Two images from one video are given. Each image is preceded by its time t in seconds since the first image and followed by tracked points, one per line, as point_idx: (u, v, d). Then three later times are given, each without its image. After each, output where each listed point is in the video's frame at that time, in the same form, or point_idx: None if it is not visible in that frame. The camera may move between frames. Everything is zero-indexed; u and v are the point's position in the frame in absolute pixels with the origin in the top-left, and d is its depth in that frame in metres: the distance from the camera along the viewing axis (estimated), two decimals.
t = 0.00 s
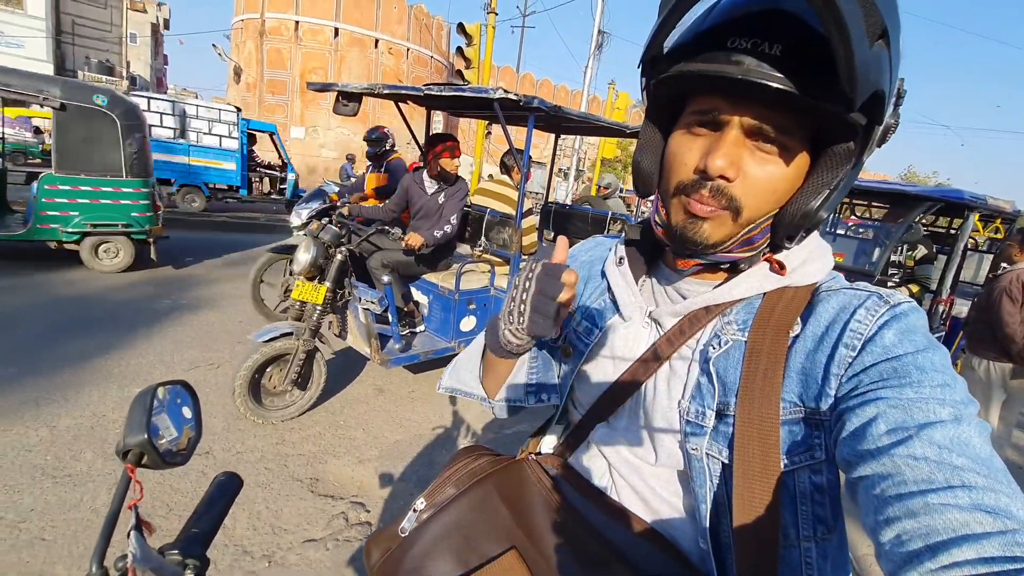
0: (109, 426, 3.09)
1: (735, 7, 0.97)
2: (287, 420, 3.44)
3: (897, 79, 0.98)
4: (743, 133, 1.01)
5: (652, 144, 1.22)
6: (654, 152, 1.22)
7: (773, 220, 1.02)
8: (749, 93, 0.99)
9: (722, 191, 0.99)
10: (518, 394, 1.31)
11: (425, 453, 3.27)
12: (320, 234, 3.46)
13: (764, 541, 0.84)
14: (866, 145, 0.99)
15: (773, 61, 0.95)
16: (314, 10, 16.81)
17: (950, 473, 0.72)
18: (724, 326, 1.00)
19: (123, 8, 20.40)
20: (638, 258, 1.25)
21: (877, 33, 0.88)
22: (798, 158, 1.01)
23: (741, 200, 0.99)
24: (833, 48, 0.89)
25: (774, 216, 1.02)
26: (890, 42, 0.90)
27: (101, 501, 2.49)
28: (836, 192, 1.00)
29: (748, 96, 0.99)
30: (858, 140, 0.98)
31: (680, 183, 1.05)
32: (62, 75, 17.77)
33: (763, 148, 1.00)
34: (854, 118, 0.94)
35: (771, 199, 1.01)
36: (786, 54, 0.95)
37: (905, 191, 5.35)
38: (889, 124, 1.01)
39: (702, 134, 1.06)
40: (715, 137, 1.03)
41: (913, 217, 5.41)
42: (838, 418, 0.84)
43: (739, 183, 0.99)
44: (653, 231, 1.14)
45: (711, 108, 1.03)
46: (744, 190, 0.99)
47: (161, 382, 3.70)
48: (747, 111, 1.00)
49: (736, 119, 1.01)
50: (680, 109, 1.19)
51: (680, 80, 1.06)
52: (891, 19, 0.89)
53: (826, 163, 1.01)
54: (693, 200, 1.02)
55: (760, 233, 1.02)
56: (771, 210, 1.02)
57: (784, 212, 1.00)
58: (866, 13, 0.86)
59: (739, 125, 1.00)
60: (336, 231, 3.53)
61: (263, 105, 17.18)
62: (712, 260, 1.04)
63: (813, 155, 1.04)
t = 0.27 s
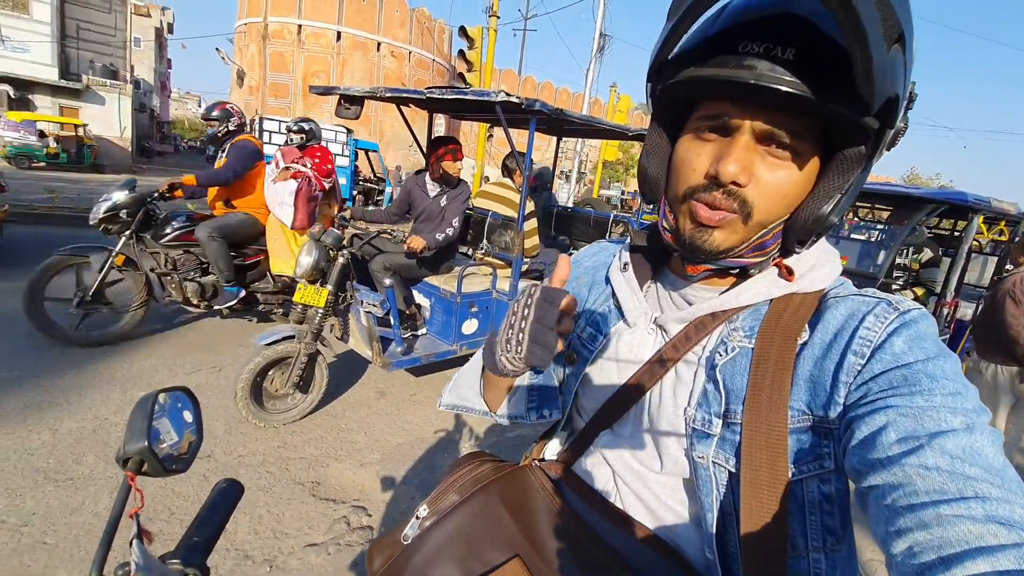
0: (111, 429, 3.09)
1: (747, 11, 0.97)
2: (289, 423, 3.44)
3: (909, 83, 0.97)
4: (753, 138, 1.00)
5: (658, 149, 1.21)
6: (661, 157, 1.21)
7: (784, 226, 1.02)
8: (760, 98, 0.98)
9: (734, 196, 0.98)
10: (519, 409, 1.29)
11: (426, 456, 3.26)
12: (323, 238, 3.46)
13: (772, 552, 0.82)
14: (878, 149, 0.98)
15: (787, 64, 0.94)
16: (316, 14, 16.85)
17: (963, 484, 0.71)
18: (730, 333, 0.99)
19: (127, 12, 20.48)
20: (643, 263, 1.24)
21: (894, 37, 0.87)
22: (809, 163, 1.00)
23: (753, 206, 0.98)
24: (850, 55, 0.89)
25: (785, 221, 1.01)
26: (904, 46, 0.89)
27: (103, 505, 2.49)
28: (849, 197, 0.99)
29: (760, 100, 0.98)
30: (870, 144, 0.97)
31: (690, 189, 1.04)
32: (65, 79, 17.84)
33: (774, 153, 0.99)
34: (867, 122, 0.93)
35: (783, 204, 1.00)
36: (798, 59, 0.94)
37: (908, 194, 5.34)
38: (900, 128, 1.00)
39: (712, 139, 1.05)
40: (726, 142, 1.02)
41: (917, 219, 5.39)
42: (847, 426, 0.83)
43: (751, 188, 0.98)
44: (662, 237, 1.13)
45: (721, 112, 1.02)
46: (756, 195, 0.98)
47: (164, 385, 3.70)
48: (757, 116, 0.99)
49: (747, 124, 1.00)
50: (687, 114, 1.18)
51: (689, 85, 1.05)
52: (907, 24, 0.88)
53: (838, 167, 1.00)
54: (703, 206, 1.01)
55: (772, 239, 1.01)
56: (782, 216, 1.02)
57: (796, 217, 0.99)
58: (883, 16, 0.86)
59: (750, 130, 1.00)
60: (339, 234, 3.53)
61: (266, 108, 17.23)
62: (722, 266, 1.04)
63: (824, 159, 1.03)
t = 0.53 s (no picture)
0: (112, 430, 3.09)
1: (748, 9, 0.98)
2: (290, 424, 3.44)
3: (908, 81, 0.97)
4: (754, 135, 1.00)
5: (660, 147, 1.22)
6: (662, 155, 1.22)
7: (784, 224, 1.02)
8: (760, 95, 0.98)
9: (734, 193, 0.98)
10: (525, 391, 1.31)
11: (427, 458, 3.26)
12: (324, 238, 3.47)
13: (774, 551, 0.82)
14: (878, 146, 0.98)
15: (787, 62, 0.94)
16: (316, 15, 16.85)
17: (965, 481, 0.71)
18: (733, 332, 0.99)
19: (127, 13, 20.48)
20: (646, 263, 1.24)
21: (893, 34, 0.87)
22: (809, 161, 1.01)
23: (753, 202, 0.98)
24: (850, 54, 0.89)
25: (784, 219, 1.01)
26: (905, 42, 0.89)
27: (103, 505, 2.48)
28: (849, 196, 0.99)
29: (760, 97, 0.98)
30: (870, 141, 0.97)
31: (691, 186, 1.04)
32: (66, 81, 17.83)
33: (774, 151, 1.00)
34: (866, 119, 0.93)
35: (783, 202, 1.00)
36: (798, 56, 0.94)
37: (908, 195, 5.35)
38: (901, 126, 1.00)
39: (713, 136, 1.05)
40: (726, 139, 1.03)
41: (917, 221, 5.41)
42: (850, 425, 0.83)
43: (751, 185, 0.98)
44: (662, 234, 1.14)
45: (721, 109, 1.03)
46: (756, 192, 0.98)
47: (164, 386, 3.70)
48: (758, 114, 0.99)
49: (747, 121, 1.00)
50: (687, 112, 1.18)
51: (691, 82, 1.06)
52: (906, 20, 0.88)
53: (838, 164, 1.00)
54: (704, 203, 1.01)
55: (772, 237, 1.01)
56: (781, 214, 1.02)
57: (795, 215, 0.99)
58: (881, 13, 0.85)
59: (751, 127, 1.00)
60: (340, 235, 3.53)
61: (266, 109, 17.24)
62: (724, 264, 1.04)
63: (824, 157, 1.03)
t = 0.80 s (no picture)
0: (110, 432, 3.08)
1: (744, 8, 0.98)
2: (288, 427, 3.43)
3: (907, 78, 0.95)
4: (751, 132, 1.00)
5: (659, 146, 1.22)
6: (661, 154, 1.21)
7: (783, 223, 1.01)
8: (757, 92, 0.98)
9: (731, 190, 0.98)
10: (526, 418, 1.30)
11: (426, 460, 3.25)
12: (323, 240, 3.45)
13: (776, 557, 0.82)
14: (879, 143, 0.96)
15: (783, 57, 0.94)
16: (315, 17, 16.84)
17: (969, 487, 0.70)
18: (735, 334, 0.98)
19: (126, 15, 20.46)
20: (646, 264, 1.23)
21: (886, 27, 0.85)
22: (808, 158, 1.00)
23: (750, 199, 0.97)
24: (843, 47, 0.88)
25: (783, 218, 1.01)
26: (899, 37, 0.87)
27: (100, 508, 2.47)
28: (849, 193, 0.98)
29: (758, 94, 0.98)
30: (869, 138, 0.96)
31: (688, 183, 1.04)
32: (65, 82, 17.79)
33: (772, 148, 0.99)
34: (864, 114, 0.92)
35: (781, 200, 0.99)
36: (794, 52, 0.94)
37: (908, 197, 5.35)
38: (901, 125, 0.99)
39: (711, 134, 1.05)
40: (723, 137, 1.02)
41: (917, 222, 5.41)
42: (852, 428, 0.83)
43: (747, 182, 0.98)
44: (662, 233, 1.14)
45: (719, 107, 1.03)
46: (753, 189, 0.98)
47: (162, 388, 3.69)
48: (755, 111, 0.99)
49: (744, 118, 1.00)
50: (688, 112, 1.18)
51: (688, 79, 1.06)
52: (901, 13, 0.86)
53: (837, 162, 0.99)
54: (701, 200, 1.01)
55: (770, 237, 1.01)
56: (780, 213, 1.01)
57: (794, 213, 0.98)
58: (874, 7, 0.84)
59: (748, 124, 1.00)
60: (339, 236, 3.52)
61: (265, 111, 17.23)
62: (722, 264, 1.03)
63: (824, 156, 1.02)
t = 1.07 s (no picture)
0: (105, 435, 3.06)
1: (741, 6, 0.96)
2: (285, 429, 3.41)
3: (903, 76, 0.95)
4: (748, 132, 0.99)
5: (654, 147, 1.20)
6: (656, 155, 1.20)
7: (781, 223, 1.00)
8: (753, 92, 0.97)
9: (729, 191, 0.97)
10: (524, 436, 1.21)
11: (423, 462, 3.23)
12: (318, 241, 3.44)
13: (775, 560, 0.81)
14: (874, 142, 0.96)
15: (779, 57, 0.93)
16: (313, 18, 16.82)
17: (967, 490, 0.70)
18: (730, 335, 0.98)
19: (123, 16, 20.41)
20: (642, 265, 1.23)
21: (886, 24, 0.84)
22: (805, 158, 0.99)
23: (749, 200, 0.97)
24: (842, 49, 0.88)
25: (781, 218, 1.00)
26: (897, 35, 0.87)
27: (95, 511, 2.45)
28: (845, 190, 0.97)
29: (754, 94, 0.97)
30: (865, 136, 0.96)
31: (685, 186, 1.03)
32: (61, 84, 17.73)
33: (769, 148, 0.99)
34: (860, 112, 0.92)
35: (779, 201, 0.99)
36: (790, 52, 0.93)
37: (904, 197, 5.36)
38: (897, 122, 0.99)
39: (707, 135, 1.04)
40: (720, 137, 1.01)
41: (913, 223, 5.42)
42: (848, 429, 0.82)
43: (745, 183, 0.97)
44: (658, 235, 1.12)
45: (716, 108, 1.02)
46: (751, 190, 0.97)
47: (157, 390, 3.67)
48: (752, 111, 0.98)
49: (741, 118, 0.99)
50: (682, 112, 1.17)
51: (684, 80, 1.04)
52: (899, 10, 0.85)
53: (833, 161, 0.99)
54: (700, 202, 1.00)
55: (768, 237, 1.00)
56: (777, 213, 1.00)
57: (792, 213, 0.98)
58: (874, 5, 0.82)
59: (744, 125, 0.99)
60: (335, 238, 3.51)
61: (262, 112, 17.21)
62: (719, 265, 1.02)
63: (820, 155, 1.02)
